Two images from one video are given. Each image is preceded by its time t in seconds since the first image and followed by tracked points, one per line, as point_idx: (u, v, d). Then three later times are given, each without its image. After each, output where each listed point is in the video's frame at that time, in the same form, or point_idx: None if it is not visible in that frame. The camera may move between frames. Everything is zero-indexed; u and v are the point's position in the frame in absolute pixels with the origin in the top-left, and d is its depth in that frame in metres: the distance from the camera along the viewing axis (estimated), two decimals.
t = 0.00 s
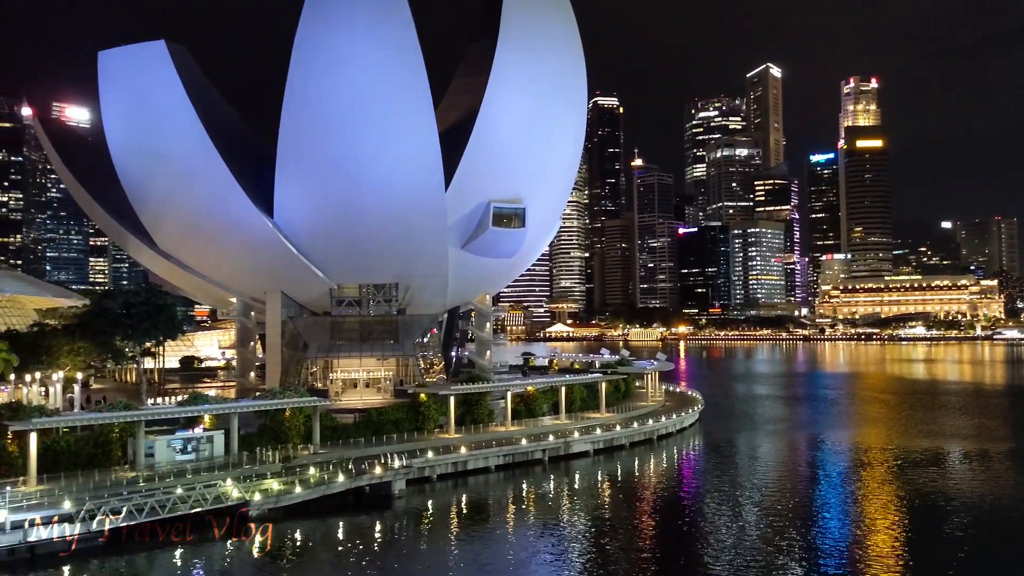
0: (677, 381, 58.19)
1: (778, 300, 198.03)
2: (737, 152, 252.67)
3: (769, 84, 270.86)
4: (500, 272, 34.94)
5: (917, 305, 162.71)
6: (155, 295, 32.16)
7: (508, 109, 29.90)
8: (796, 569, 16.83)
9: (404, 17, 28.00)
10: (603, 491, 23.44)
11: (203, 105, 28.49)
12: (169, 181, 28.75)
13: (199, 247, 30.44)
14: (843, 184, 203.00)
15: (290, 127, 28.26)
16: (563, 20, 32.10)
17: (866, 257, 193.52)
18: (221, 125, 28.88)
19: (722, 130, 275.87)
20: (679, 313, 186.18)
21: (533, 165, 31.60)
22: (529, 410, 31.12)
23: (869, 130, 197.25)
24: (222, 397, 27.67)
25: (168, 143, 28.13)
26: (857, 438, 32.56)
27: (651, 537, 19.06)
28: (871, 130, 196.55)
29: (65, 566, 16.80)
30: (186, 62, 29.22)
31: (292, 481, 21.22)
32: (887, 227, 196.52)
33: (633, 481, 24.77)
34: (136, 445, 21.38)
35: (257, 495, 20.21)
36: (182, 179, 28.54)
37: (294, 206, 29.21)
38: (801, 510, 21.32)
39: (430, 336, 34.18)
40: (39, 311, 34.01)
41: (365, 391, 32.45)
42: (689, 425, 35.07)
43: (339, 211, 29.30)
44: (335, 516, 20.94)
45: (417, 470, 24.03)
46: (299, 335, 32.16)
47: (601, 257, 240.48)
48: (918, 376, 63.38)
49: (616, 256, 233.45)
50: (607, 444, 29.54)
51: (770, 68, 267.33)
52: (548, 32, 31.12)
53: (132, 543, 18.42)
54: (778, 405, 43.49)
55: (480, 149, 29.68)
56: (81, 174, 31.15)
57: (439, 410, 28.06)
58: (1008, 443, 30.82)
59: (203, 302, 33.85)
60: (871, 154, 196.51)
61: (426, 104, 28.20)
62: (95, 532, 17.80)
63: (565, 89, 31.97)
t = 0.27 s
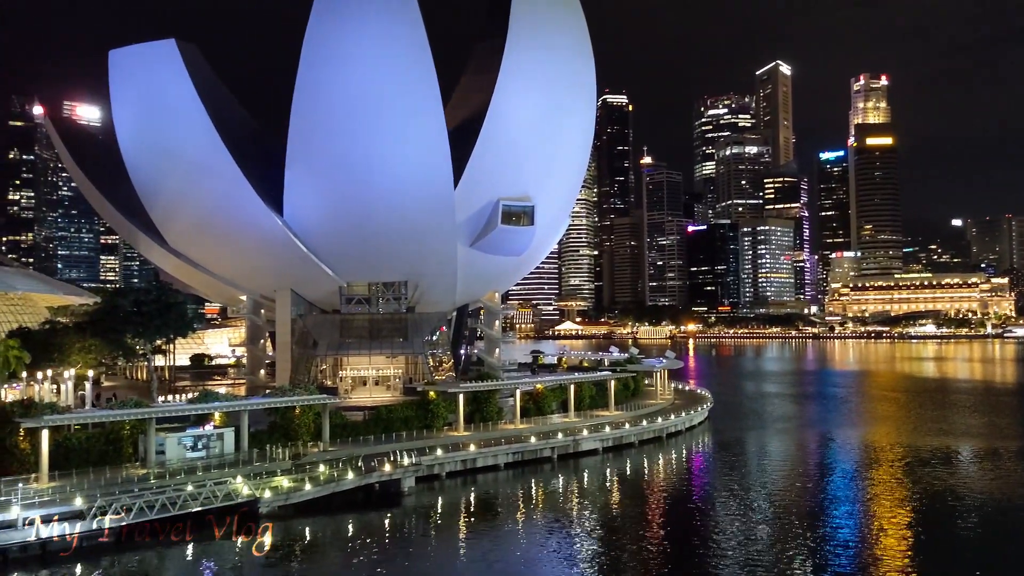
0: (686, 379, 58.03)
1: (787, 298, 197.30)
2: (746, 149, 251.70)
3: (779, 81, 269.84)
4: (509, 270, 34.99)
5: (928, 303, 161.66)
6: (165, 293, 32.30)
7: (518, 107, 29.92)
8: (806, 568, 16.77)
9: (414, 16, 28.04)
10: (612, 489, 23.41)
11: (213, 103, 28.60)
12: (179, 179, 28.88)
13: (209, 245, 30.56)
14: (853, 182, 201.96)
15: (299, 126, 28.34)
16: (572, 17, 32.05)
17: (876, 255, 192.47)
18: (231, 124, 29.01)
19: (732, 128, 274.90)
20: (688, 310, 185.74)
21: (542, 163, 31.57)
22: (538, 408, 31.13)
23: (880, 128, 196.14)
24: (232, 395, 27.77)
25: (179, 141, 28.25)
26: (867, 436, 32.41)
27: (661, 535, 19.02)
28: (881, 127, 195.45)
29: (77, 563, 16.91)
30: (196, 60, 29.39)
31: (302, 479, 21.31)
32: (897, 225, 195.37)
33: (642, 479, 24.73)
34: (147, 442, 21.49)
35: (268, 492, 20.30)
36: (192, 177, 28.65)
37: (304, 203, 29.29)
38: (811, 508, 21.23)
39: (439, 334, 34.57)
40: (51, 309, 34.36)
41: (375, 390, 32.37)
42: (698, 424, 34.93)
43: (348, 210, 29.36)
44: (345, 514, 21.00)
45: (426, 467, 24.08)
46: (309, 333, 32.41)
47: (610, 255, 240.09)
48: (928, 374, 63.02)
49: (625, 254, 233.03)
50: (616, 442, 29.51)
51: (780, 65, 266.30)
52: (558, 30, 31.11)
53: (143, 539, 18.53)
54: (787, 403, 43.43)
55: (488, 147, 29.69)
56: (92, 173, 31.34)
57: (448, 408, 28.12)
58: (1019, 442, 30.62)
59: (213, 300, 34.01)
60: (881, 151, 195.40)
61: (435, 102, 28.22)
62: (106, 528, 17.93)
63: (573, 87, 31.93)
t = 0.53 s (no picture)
0: (695, 377, 57.90)
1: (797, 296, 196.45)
2: (756, 147, 250.73)
3: (789, 78, 268.67)
4: (518, 268, 35.02)
5: (938, 301, 160.51)
6: (176, 291, 32.48)
7: (527, 105, 29.92)
8: (816, 566, 16.73)
9: (423, 14, 28.08)
10: (622, 487, 23.40)
11: (224, 102, 28.73)
12: (190, 178, 29.01)
13: (220, 243, 30.69)
14: (863, 179, 200.89)
15: (309, 124, 28.41)
16: (582, 15, 32.00)
17: (886, 253, 191.41)
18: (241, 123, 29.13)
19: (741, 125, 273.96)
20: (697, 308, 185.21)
21: (551, 161, 31.59)
22: (547, 405, 31.21)
23: (891, 125, 195.00)
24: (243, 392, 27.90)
25: (190, 140, 28.39)
26: (877, 435, 32.30)
27: (671, 533, 18.98)
28: (892, 124, 194.32)
29: (88, 559, 17.02)
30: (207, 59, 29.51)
31: (313, 476, 21.42)
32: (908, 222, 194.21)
33: (651, 477, 24.71)
34: (158, 439, 21.63)
35: (278, 489, 20.41)
36: (203, 175, 28.78)
37: (314, 201, 29.39)
38: (821, 507, 21.15)
39: (449, 333, 34.71)
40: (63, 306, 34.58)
41: (384, 387, 32.62)
42: (707, 422, 34.88)
43: (357, 208, 29.44)
44: (355, 511, 21.10)
45: (436, 465, 24.16)
46: (319, 330, 32.41)
47: (619, 253, 239.70)
48: (938, 372, 62.71)
49: (635, 251, 232.57)
50: (625, 440, 29.51)
51: (790, 63, 265.21)
52: (567, 28, 31.08)
53: (154, 536, 18.66)
54: (797, 401, 43.28)
55: (498, 145, 29.71)
56: (104, 172, 31.53)
57: (458, 406, 28.21)
58: None
59: (224, 298, 34.18)
60: (892, 148, 194.27)
61: (445, 100, 28.25)
62: (118, 525, 18.05)
63: (583, 85, 31.89)
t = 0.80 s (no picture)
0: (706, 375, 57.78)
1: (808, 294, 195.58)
2: (768, 144, 249.56)
3: (801, 74, 267.29)
4: (528, 266, 35.05)
5: (950, 299, 158.89)
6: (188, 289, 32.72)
7: (538, 103, 29.92)
8: (827, 565, 16.69)
9: (434, 13, 28.13)
10: (633, 485, 23.39)
11: (235, 101, 28.89)
12: (202, 176, 29.17)
13: (232, 241, 30.85)
14: (875, 177, 199.60)
15: (320, 123, 28.51)
16: (592, 13, 31.92)
17: (898, 251, 190.08)
18: (253, 122, 29.28)
19: (752, 123, 272.84)
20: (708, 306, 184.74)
21: (562, 159, 31.58)
22: (558, 403, 31.27)
23: (903, 122, 193.65)
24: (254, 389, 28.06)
25: (202, 138, 28.53)
26: (888, 433, 32.16)
27: (682, 531, 18.96)
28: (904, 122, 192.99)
29: (101, 555, 17.14)
30: (219, 58, 29.63)
31: (324, 473, 21.54)
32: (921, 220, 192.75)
33: (663, 475, 24.69)
34: (170, 437, 21.83)
35: (290, 487, 20.54)
36: (215, 173, 28.93)
37: (325, 199, 29.51)
38: (832, 505, 21.06)
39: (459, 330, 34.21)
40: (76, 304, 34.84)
41: (396, 384, 32.61)
42: (718, 420, 34.78)
43: (369, 206, 29.53)
44: (366, 508, 21.21)
45: (447, 462, 24.24)
46: (330, 328, 32.51)
47: (630, 251, 239.24)
48: (951, 371, 62.29)
49: (645, 249, 232.08)
50: (636, 438, 29.52)
51: (801, 60, 263.87)
52: (578, 25, 31.03)
53: (167, 533, 18.79)
54: (808, 399, 43.13)
55: (509, 142, 29.73)
56: (117, 171, 31.73)
57: (469, 403, 28.29)
58: None
59: (235, 296, 34.35)
60: (904, 146, 192.93)
61: (455, 98, 28.29)
62: (130, 521, 18.18)
63: (593, 82, 31.82)
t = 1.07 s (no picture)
0: (719, 373, 57.59)
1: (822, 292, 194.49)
2: (780, 142, 248.19)
3: (815, 71, 265.67)
4: (540, 263, 35.04)
5: (966, 297, 158.13)
6: (202, 286, 32.91)
7: (550, 100, 29.89)
8: (840, 563, 16.63)
9: (446, 11, 28.17)
10: (644, 483, 23.36)
11: (249, 100, 29.05)
12: (216, 174, 29.35)
13: (245, 239, 31.03)
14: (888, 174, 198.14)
15: (333, 121, 28.62)
16: (604, 10, 31.87)
17: (912, 249, 188.50)
18: (266, 120, 29.44)
19: (765, 120, 271.48)
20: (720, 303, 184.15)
21: (574, 156, 31.58)
22: (569, 401, 31.32)
23: (917, 119, 192.06)
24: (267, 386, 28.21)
25: (215, 136, 28.70)
26: (902, 431, 31.96)
27: (693, 530, 18.92)
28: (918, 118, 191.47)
29: (116, 551, 17.32)
30: (232, 56, 29.79)
31: (337, 470, 21.66)
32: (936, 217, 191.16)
33: (674, 473, 24.66)
34: (184, 433, 22.02)
35: (303, 483, 20.66)
36: (228, 172, 29.11)
37: (337, 196, 29.60)
38: (844, 504, 20.96)
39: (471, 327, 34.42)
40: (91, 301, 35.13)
41: (408, 382, 32.70)
42: (730, 418, 34.71)
43: (381, 204, 29.62)
44: (379, 505, 21.32)
45: (459, 460, 24.31)
46: (343, 325, 32.62)
47: (642, 248, 238.64)
48: (965, 369, 61.79)
49: (657, 247, 231.40)
50: (648, 436, 29.50)
51: (814, 57, 262.32)
52: (590, 22, 30.96)
53: (181, 529, 18.93)
54: (821, 398, 42.92)
55: (521, 140, 29.75)
56: (131, 170, 31.98)
57: (481, 401, 28.34)
58: None
59: (248, 293, 34.56)
60: (917, 143, 191.42)
61: (467, 96, 28.32)
62: (145, 517, 18.34)
63: (605, 79, 31.79)
